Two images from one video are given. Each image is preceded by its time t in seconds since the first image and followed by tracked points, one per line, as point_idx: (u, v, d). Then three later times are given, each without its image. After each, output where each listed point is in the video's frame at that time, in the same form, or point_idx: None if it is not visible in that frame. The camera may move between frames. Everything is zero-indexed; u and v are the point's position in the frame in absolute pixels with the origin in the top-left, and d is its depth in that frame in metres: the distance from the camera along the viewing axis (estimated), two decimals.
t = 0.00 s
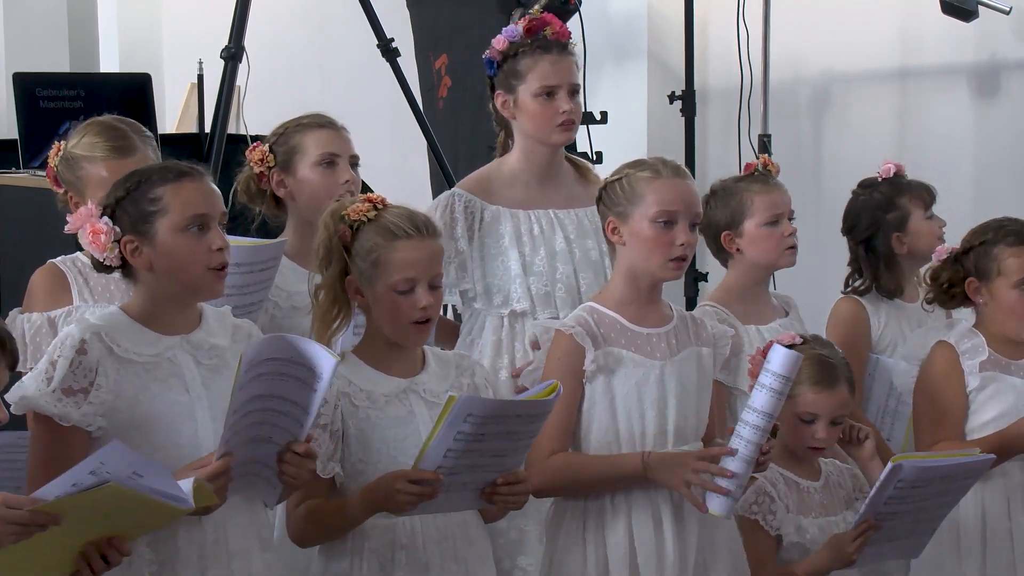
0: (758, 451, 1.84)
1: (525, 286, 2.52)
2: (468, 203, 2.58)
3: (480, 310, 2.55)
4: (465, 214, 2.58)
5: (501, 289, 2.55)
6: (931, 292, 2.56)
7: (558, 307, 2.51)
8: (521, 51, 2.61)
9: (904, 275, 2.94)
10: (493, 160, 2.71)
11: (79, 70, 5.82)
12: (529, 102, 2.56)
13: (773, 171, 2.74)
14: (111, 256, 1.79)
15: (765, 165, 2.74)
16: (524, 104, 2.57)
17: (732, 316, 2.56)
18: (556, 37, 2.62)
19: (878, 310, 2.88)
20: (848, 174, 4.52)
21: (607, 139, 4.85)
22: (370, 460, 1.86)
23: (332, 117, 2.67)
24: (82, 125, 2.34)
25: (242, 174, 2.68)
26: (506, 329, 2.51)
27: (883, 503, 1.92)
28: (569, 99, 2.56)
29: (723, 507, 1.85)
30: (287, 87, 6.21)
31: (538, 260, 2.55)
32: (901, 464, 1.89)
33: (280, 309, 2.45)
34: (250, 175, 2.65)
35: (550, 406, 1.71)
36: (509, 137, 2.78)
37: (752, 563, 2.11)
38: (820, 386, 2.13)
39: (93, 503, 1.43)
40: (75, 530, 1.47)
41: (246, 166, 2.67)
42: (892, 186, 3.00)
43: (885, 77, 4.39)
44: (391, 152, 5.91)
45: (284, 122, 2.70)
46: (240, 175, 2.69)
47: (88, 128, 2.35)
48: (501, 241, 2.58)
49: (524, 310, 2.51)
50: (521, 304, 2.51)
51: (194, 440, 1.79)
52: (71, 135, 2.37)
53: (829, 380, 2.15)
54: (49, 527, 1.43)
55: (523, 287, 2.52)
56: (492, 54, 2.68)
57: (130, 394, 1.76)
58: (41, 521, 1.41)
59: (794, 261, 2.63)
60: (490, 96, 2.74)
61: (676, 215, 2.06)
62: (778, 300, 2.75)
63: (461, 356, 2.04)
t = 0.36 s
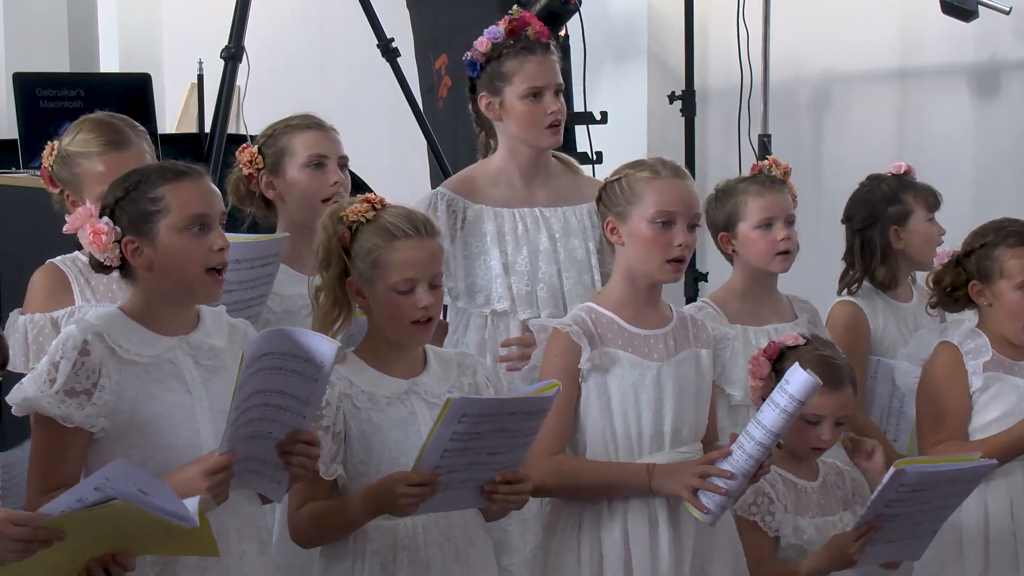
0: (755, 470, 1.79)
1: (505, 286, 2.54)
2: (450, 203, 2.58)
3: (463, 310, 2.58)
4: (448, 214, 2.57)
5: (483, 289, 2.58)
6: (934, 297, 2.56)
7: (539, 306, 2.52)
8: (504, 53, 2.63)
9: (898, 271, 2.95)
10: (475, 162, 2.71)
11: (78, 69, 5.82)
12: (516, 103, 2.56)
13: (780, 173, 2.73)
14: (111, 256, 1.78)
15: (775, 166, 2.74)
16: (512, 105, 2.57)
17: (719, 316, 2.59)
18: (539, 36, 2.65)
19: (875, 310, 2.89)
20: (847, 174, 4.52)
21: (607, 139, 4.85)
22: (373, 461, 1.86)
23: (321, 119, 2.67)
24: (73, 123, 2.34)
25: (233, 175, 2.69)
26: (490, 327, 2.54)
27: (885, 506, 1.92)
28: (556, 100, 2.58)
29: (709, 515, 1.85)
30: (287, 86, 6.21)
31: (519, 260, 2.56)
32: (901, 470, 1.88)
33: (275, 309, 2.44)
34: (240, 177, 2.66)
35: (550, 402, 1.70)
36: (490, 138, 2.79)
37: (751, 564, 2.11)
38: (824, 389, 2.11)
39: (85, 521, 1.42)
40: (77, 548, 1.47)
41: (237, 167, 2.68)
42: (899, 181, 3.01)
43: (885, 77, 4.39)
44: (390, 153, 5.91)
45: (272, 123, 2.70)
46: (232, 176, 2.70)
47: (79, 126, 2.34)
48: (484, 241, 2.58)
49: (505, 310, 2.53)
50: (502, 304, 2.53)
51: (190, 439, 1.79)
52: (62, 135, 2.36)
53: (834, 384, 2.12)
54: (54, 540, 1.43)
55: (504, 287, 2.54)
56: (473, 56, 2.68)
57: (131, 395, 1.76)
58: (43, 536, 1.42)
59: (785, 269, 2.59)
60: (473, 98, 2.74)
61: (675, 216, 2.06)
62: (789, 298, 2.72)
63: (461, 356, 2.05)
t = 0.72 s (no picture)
0: (752, 474, 1.83)
1: (507, 288, 2.54)
2: (451, 203, 2.59)
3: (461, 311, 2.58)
4: (449, 215, 2.58)
5: (483, 291, 2.58)
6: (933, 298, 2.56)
7: (541, 310, 2.53)
8: (498, 54, 2.63)
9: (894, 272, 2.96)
10: (473, 163, 2.71)
11: (78, 69, 5.82)
12: (509, 102, 2.55)
13: (773, 174, 2.74)
14: (124, 256, 1.78)
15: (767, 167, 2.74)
16: (505, 105, 2.56)
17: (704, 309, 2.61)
18: (532, 39, 2.64)
19: (881, 308, 2.87)
20: (846, 175, 4.53)
21: (607, 139, 4.85)
22: (374, 462, 1.86)
23: (324, 121, 2.67)
24: (76, 123, 2.34)
25: (234, 173, 2.69)
26: (490, 329, 2.54)
27: (885, 513, 1.92)
28: (549, 97, 2.56)
29: (708, 517, 1.88)
30: (286, 85, 6.21)
31: (522, 263, 2.56)
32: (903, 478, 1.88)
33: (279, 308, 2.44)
34: (242, 175, 2.66)
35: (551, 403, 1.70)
36: (488, 144, 2.79)
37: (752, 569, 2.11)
38: (826, 393, 2.12)
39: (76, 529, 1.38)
40: (65, 556, 1.42)
41: (238, 166, 2.68)
42: (903, 181, 3.01)
43: (885, 77, 4.39)
44: (390, 153, 5.91)
45: (276, 123, 2.70)
46: (232, 173, 2.71)
47: (83, 126, 2.34)
48: (484, 243, 2.58)
49: (508, 313, 2.54)
50: (505, 307, 2.53)
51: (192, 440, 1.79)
52: (64, 134, 2.36)
53: (835, 387, 2.13)
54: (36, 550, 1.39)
55: (506, 289, 2.55)
56: (470, 59, 2.70)
57: (143, 397, 1.76)
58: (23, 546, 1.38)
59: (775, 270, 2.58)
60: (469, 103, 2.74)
61: (676, 219, 2.06)
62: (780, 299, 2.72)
63: (463, 357, 2.05)
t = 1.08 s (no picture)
0: (745, 476, 1.87)
1: (541, 285, 2.52)
2: (484, 201, 2.58)
3: (494, 309, 2.54)
4: (481, 210, 2.57)
5: (516, 289, 2.55)
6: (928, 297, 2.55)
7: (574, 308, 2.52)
8: (524, 51, 2.65)
9: (892, 268, 2.96)
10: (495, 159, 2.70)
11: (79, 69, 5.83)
12: (535, 98, 2.58)
13: (766, 177, 2.72)
14: (116, 254, 1.80)
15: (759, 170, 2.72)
16: (530, 101, 2.58)
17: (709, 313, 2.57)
18: (556, 37, 2.68)
19: (873, 302, 2.89)
20: (846, 175, 4.53)
21: (607, 139, 4.85)
22: (373, 459, 1.86)
23: (339, 120, 2.67)
24: (81, 123, 2.34)
25: (248, 169, 2.69)
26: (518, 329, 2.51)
27: (886, 507, 1.93)
28: (575, 93, 2.60)
29: (700, 515, 1.90)
30: (287, 86, 6.21)
31: (554, 259, 2.55)
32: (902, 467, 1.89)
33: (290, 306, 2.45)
34: (256, 172, 2.66)
35: (555, 385, 1.71)
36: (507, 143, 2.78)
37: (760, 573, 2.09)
38: (832, 394, 2.11)
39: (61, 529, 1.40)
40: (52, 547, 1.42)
41: (252, 162, 2.68)
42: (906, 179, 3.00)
43: (885, 77, 4.39)
44: (390, 153, 5.91)
45: (290, 120, 2.70)
46: (246, 170, 2.71)
47: (88, 127, 2.35)
48: (515, 240, 2.57)
49: (540, 310, 2.50)
50: (538, 303, 2.50)
51: (187, 439, 1.80)
52: (68, 134, 2.36)
53: (844, 389, 2.13)
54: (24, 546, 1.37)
55: (540, 286, 2.53)
56: (494, 56, 2.71)
57: (126, 394, 1.76)
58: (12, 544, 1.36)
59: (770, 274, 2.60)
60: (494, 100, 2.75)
61: (674, 221, 2.06)
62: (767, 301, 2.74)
63: (462, 359, 2.05)
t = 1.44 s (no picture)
0: (747, 468, 1.86)
1: (559, 284, 2.53)
2: (502, 198, 2.59)
3: (510, 306, 2.56)
4: (500, 208, 2.59)
5: (534, 287, 2.56)
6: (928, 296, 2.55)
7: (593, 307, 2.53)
8: (541, 49, 2.69)
9: (885, 271, 2.96)
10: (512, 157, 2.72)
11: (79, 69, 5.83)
12: (553, 96, 2.62)
13: (769, 174, 2.72)
14: (116, 252, 1.79)
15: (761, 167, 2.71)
16: (548, 99, 2.63)
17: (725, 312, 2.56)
18: (573, 37, 2.72)
19: (870, 305, 2.89)
20: (846, 175, 4.52)
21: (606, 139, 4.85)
22: (373, 459, 1.86)
23: (348, 120, 2.67)
24: (88, 117, 2.35)
25: (255, 167, 2.70)
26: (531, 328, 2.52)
27: (884, 505, 1.93)
28: (592, 92, 2.64)
29: (706, 508, 1.89)
30: (287, 86, 6.22)
31: (570, 257, 2.57)
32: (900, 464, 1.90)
33: (294, 306, 2.46)
34: (263, 169, 2.66)
35: (555, 377, 1.69)
36: (522, 142, 2.81)
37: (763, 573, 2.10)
38: (840, 395, 2.12)
39: (66, 522, 1.40)
40: (56, 543, 1.42)
41: (259, 160, 2.69)
42: (903, 182, 2.98)
43: (885, 77, 4.38)
44: (391, 154, 5.92)
45: (298, 119, 2.70)
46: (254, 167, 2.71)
47: (95, 121, 2.35)
48: (532, 238, 2.59)
49: (557, 308, 2.51)
50: (556, 302, 2.51)
51: (187, 439, 1.80)
52: (74, 127, 2.36)
53: (852, 389, 2.13)
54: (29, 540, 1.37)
55: (558, 284, 2.54)
56: (511, 56, 2.74)
57: (129, 395, 1.76)
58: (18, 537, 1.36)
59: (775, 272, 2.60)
60: (510, 99, 2.79)
61: (680, 224, 2.06)
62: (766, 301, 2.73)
63: (461, 359, 2.05)
